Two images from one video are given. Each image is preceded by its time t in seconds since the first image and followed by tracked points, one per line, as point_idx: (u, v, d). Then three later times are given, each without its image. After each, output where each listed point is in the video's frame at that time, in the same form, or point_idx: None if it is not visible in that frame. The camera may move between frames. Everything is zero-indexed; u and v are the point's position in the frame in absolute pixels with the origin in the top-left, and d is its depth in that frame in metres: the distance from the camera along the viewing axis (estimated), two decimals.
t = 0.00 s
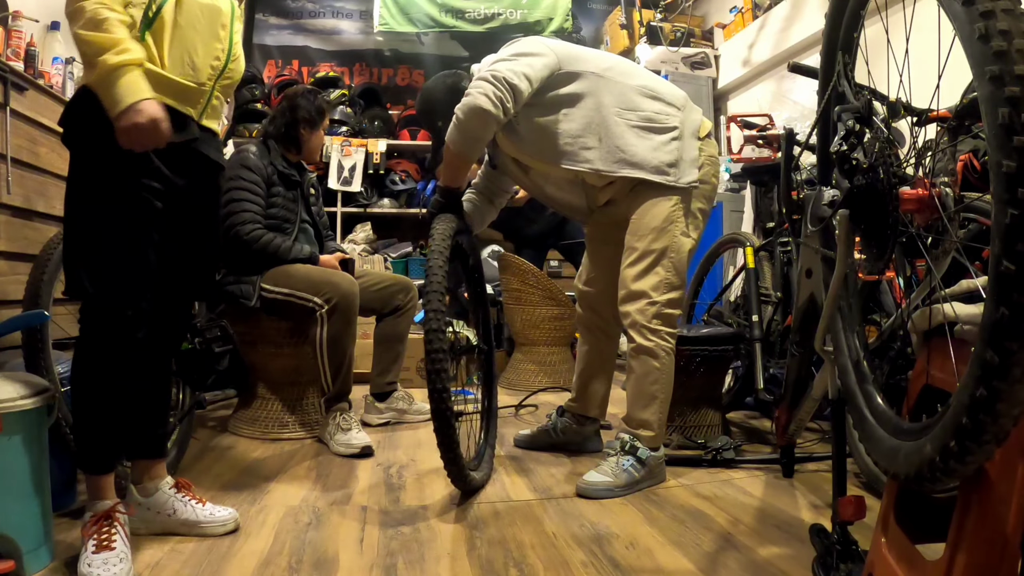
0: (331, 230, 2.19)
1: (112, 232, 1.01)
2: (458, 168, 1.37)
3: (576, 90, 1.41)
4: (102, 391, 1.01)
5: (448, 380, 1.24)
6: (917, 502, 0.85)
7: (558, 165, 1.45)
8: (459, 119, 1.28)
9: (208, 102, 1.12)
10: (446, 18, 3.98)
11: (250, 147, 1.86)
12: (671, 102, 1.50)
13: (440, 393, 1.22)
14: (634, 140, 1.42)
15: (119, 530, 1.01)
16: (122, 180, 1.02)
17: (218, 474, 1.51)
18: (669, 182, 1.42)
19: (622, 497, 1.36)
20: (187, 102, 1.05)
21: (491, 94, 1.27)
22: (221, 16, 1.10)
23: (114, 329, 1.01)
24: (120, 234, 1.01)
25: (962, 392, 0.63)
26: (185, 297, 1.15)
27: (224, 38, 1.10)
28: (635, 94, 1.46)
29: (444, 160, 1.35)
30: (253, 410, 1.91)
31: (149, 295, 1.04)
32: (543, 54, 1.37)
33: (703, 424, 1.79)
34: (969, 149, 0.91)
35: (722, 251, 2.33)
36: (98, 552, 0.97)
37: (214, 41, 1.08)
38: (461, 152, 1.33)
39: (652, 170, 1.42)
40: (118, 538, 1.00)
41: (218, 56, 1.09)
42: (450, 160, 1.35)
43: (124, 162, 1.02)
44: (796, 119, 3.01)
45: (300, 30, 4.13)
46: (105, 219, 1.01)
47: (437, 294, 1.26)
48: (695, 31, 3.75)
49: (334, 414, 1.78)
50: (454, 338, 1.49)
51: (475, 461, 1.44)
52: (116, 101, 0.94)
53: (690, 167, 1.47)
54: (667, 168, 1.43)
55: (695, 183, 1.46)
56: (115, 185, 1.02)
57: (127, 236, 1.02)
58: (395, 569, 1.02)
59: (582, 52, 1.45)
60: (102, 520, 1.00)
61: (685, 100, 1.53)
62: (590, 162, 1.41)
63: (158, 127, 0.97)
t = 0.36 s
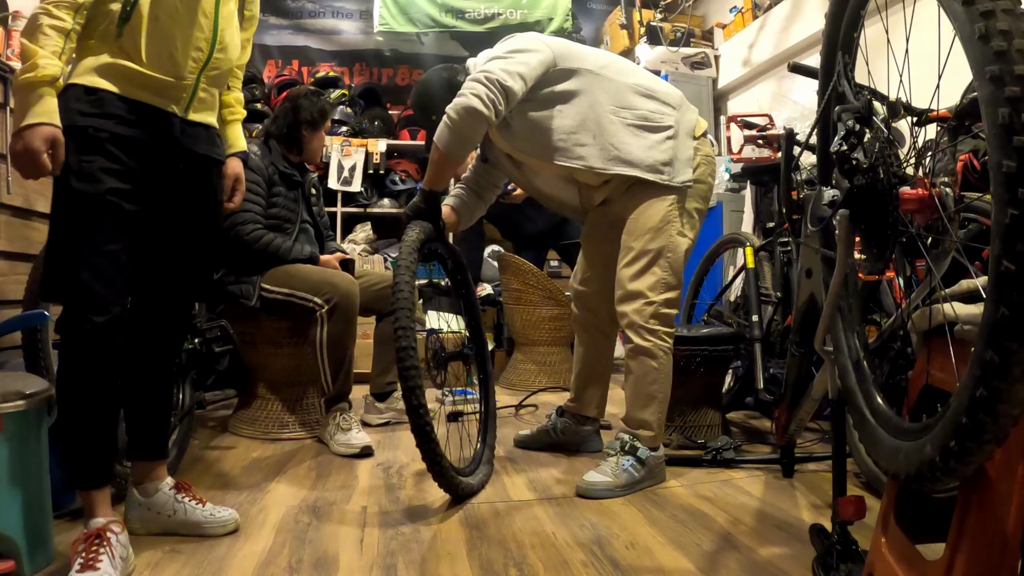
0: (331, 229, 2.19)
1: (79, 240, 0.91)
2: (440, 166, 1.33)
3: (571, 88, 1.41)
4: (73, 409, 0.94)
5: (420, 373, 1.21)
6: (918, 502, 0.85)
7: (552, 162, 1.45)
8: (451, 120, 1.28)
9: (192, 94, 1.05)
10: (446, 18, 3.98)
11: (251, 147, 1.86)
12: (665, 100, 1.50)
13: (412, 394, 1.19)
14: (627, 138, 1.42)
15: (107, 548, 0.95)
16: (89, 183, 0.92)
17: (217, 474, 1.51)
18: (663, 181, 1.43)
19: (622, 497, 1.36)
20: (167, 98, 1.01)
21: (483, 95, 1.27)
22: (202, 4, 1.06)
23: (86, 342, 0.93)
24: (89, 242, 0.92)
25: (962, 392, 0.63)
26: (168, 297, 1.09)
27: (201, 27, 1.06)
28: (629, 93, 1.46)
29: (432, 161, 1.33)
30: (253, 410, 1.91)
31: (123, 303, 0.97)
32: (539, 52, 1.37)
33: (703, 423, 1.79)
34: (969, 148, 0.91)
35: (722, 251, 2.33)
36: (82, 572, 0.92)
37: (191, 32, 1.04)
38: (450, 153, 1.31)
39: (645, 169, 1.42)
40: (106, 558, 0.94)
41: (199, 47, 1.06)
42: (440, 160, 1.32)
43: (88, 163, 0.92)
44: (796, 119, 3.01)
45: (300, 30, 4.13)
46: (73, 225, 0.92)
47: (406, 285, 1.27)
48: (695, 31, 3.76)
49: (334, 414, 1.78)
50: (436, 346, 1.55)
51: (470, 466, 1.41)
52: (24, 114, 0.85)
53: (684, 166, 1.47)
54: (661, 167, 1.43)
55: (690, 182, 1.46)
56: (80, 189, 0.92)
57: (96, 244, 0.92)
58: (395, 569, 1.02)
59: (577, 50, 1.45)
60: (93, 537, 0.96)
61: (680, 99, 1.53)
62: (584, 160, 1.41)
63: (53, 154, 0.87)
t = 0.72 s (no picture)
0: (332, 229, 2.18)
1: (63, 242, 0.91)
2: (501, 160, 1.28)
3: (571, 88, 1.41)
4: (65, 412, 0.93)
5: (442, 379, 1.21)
6: (919, 502, 0.85)
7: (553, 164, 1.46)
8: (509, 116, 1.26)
9: (175, 76, 1.03)
10: (446, 18, 3.98)
11: (251, 147, 1.85)
12: (664, 101, 1.49)
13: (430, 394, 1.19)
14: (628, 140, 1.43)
15: (109, 552, 0.96)
16: (70, 180, 0.91)
17: (217, 474, 1.51)
18: (663, 182, 1.42)
19: (622, 497, 1.36)
20: (146, 82, 1.00)
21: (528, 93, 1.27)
22: None
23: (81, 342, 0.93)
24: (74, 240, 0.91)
25: (962, 392, 0.63)
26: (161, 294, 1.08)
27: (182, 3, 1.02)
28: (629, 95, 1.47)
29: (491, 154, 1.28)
30: (253, 410, 1.91)
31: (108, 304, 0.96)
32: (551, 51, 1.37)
33: (703, 423, 1.80)
34: (968, 149, 0.91)
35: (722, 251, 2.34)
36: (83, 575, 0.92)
37: (171, 8, 1.00)
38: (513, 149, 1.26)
39: (647, 171, 1.42)
40: (106, 561, 0.95)
41: (180, 24, 1.02)
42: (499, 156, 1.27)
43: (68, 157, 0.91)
44: (796, 119, 3.01)
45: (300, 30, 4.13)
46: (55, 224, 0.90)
47: (457, 292, 1.21)
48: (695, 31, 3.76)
49: (334, 414, 1.78)
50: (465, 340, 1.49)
51: (473, 467, 1.40)
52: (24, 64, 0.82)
53: (685, 167, 1.47)
54: (662, 168, 1.43)
55: (689, 182, 1.46)
56: (61, 187, 0.91)
57: (81, 244, 0.92)
58: (395, 569, 1.02)
59: (576, 49, 1.45)
60: (95, 541, 0.96)
61: (678, 99, 1.53)
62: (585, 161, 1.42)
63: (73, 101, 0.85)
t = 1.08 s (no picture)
0: (331, 229, 2.18)
1: (69, 238, 0.91)
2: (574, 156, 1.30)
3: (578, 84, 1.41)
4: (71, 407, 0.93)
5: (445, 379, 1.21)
6: (920, 503, 0.85)
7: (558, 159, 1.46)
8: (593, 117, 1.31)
9: (181, 67, 1.01)
10: (446, 18, 3.98)
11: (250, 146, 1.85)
12: (666, 100, 1.51)
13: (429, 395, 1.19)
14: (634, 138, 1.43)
15: (110, 553, 0.96)
16: (81, 176, 0.92)
17: (217, 474, 1.51)
18: (665, 180, 1.43)
19: (622, 498, 1.36)
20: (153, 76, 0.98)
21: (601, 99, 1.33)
22: None
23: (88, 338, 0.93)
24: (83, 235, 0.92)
25: (962, 392, 0.63)
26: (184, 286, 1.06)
27: None
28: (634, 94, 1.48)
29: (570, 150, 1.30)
30: (253, 410, 1.91)
31: (118, 299, 0.95)
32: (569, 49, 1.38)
33: (703, 424, 1.80)
34: (969, 148, 0.91)
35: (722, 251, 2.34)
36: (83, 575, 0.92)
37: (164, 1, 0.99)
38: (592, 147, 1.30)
39: (651, 168, 1.42)
40: (106, 561, 0.95)
41: (175, 16, 1.00)
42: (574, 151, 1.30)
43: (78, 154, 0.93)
44: (796, 119, 3.00)
45: (300, 30, 4.13)
46: (64, 221, 0.92)
47: (476, 298, 1.20)
48: (695, 31, 3.76)
49: (334, 413, 1.78)
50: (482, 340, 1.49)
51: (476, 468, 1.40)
52: None
53: (687, 165, 1.48)
54: (662, 166, 1.43)
55: (689, 182, 1.47)
56: (72, 184, 0.92)
57: (86, 241, 0.92)
58: (395, 569, 1.02)
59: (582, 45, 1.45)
60: (95, 540, 0.96)
61: (678, 100, 1.54)
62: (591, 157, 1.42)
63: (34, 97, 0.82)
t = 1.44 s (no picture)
0: (332, 229, 2.18)
1: (88, 232, 0.91)
2: (572, 163, 1.33)
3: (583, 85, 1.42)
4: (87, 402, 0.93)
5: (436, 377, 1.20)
6: (920, 503, 0.85)
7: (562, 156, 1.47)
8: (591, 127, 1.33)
9: (201, 71, 1.03)
10: (446, 18, 3.99)
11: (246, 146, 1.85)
12: (669, 102, 1.51)
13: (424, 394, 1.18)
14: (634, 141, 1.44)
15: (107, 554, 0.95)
16: (105, 170, 0.92)
17: (217, 474, 1.51)
18: (665, 182, 1.43)
19: (622, 498, 1.36)
20: (176, 80, 1.00)
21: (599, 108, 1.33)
22: None
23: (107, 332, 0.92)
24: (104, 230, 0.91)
25: (962, 392, 0.63)
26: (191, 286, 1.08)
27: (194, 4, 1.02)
28: (636, 96, 1.49)
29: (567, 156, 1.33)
30: (253, 410, 1.91)
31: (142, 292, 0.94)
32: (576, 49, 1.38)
33: (703, 424, 1.80)
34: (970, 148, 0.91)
35: (722, 251, 2.34)
36: None
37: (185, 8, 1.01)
38: (589, 156, 1.33)
39: (651, 171, 1.43)
40: (102, 564, 0.94)
41: (196, 22, 1.02)
42: (571, 159, 1.33)
43: (102, 149, 0.93)
44: (796, 119, 3.01)
45: (300, 30, 4.12)
46: (85, 215, 0.91)
47: (478, 297, 1.18)
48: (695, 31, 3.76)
49: (334, 413, 1.78)
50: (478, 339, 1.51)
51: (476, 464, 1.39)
52: None
53: (688, 168, 1.48)
54: (663, 168, 1.43)
55: (691, 184, 1.47)
56: (94, 177, 0.92)
57: (112, 232, 0.91)
58: (395, 569, 1.02)
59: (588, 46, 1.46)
60: (91, 542, 0.95)
61: (681, 102, 1.55)
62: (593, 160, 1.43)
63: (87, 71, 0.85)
